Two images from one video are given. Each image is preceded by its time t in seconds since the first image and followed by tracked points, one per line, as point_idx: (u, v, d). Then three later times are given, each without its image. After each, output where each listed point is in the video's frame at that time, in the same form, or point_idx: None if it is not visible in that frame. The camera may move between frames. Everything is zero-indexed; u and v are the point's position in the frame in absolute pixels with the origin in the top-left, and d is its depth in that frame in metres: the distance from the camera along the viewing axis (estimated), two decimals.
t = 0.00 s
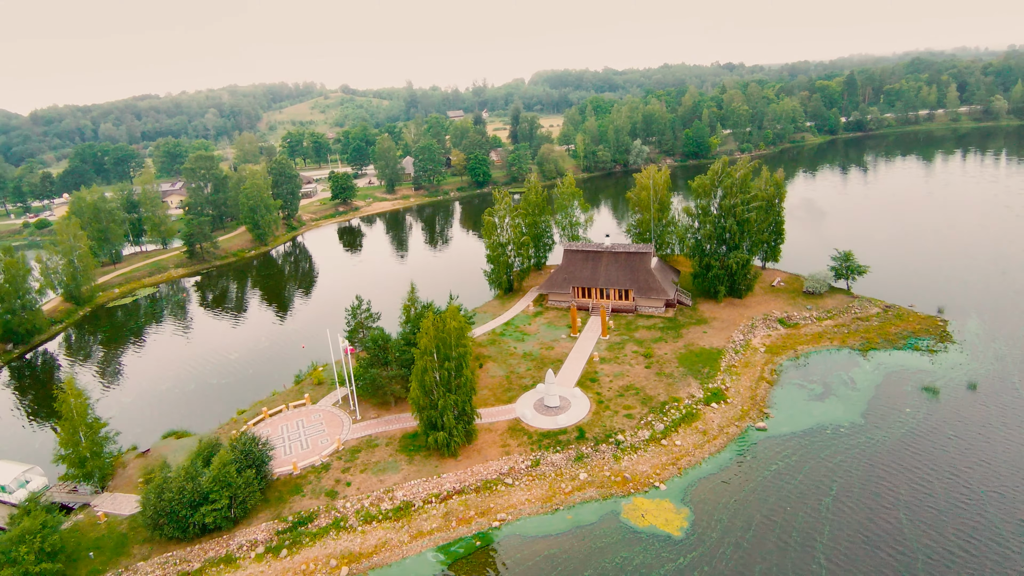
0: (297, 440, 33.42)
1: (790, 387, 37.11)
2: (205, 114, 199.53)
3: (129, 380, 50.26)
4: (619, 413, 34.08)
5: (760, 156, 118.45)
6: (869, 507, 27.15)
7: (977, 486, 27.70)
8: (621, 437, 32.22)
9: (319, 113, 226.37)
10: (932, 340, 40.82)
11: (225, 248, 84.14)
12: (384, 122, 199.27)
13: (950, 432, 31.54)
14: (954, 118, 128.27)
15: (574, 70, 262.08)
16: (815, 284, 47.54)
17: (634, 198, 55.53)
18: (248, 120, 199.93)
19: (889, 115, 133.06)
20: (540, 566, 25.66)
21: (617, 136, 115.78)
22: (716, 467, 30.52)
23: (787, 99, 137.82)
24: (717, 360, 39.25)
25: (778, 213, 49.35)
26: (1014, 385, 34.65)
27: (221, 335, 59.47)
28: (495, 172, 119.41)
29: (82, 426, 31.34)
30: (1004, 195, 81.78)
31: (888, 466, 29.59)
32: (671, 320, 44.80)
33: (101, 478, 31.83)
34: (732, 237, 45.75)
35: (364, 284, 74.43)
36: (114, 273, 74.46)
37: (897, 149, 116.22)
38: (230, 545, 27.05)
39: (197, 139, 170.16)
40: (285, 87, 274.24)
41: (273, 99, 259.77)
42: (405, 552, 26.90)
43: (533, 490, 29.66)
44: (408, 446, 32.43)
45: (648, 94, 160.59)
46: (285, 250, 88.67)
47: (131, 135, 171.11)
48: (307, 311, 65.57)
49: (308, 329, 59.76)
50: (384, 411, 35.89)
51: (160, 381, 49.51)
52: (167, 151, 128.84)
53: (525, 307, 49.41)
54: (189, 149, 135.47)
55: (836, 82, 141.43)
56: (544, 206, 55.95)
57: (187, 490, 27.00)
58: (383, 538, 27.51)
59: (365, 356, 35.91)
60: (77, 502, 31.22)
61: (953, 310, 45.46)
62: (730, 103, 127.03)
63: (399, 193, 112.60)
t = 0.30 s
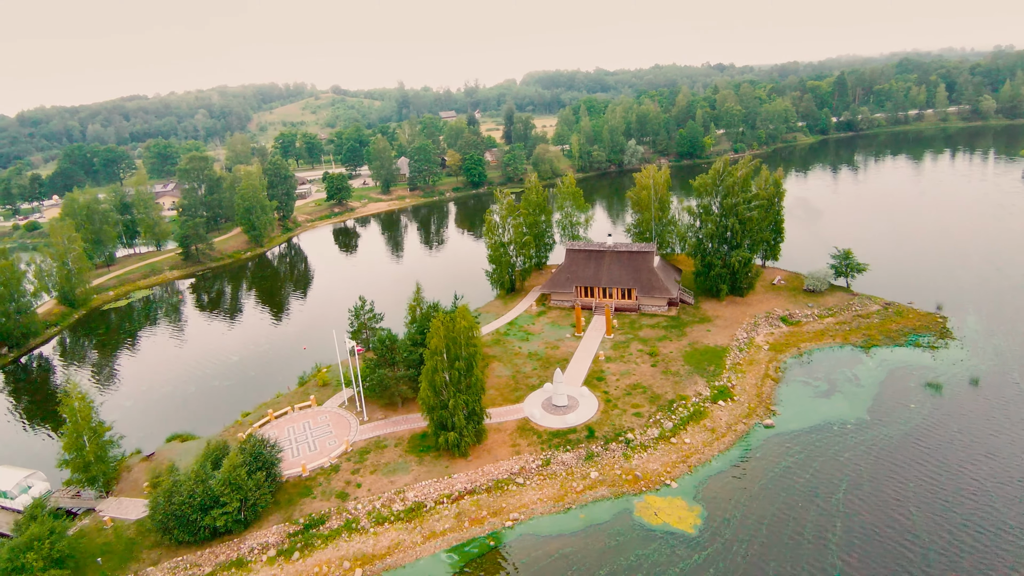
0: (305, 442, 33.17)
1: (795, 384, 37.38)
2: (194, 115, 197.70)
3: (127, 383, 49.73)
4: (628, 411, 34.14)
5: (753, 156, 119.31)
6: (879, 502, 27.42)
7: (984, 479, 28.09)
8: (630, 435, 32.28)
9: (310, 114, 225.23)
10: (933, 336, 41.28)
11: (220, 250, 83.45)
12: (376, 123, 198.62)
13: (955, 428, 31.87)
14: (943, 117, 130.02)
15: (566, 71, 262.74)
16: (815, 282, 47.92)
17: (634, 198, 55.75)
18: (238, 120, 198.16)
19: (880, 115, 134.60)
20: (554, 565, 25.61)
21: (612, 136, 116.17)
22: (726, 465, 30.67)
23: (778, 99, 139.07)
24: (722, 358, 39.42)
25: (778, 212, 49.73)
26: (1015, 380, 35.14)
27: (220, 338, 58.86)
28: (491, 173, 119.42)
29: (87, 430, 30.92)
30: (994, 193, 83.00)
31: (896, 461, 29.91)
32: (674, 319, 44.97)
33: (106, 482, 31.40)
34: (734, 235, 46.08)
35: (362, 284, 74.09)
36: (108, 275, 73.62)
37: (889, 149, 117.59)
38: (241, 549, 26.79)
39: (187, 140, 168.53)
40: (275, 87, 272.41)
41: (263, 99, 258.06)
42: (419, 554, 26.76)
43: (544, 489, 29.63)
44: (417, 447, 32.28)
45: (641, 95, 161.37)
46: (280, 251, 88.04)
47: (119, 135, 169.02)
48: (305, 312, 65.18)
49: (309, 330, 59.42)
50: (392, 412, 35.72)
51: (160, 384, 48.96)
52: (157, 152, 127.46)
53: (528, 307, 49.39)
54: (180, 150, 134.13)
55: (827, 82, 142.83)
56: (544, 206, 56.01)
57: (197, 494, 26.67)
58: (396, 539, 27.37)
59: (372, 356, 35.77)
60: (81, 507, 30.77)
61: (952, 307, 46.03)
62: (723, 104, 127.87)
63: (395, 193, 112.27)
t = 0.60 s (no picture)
0: (313, 443, 32.95)
1: (801, 381, 37.63)
2: (185, 115, 196.18)
3: (128, 386, 49.15)
4: (637, 410, 34.19)
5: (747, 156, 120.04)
6: (890, 498, 27.64)
7: (992, 474, 28.40)
8: (641, 434, 32.33)
9: (302, 114, 224.10)
10: (935, 333, 41.69)
11: (216, 251, 82.83)
12: (369, 124, 198.04)
13: (961, 424, 32.19)
14: (934, 117, 131.47)
15: (559, 72, 263.25)
16: (817, 280, 48.20)
17: (635, 197, 55.95)
18: (230, 121, 196.80)
19: (871, 116, 135.93)
20: (569, 565, 25.53)
21: (608, 136, 116.53)
22: (737, 462, 30.80)
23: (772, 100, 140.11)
24: (728, 356, 39.60)
25: (780, 211, 50.01)
26: (1018, 376, 35.52)
27: (221, 339, 58.30)
28: (487, 173, 119.37)
29: (93, 434, 30.59)
30: (987, 192, 84.05)
31: (904, 457, 30.18)
32: (679, 317, 45.15)
33: (112, 487, 30.99)
34: (737, 234, 46.35)
35: (361, 285, 73.80)
36: (104, 278, 72.94)
37: (881, 148, 118.74)
38: (253, 551, 26.51)
39: (178, 142, 167.12)
40: (266, 88, 270.64)
41: (254, 100, 256.35)
42: (433, 554, 26.65)
43: (557, 489, 29.61)
44: (428, 448, 32.17)
45: (635, 95, 162.02)
46: (276, 252, 87.45)
47: (109, 137, 167.30)
48: (304, 313, 64.77)
49: (310, 331, 59.05)
50: (400, 412, 35.56)
51: (162, 387, 48.43)
52: (149, 153, 126.25)
53: (531, 307, 49.38)
54: (172, 151, 132.97)
55: (819, 82, 144.00)
56: (546, 206, 56.05)
57: (209, 497, 26.39)
58: (410, 541, 27.23)
59: (380, 357, 35.62)
60: (87, 512, 30.36)
61: (952, 304, 46.52)
62: (717, 104, 128.59)
63: (391, 194, 111.88)
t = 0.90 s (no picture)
0: (320, 444, 32.75)
1: (806, 379, 37.80)
2: (179, 116, 194.77)
3: (129, 388, 48.73)
4: (644, 409, 34.19)
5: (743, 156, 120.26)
6: (899, 494, 27.81)
7: (998, 469, 28.59)
8: (649, 433, 32.35)
9: (296, 115, 223.36)
10: (937, 331, 41.97)
11: (214, 253, 82.37)
12: (364, 125, 197.47)
13: (966, 420, 32.42)
14: (927, 117, 132.54)
15: (553, 72, 263.46)
16: (818, 279, 48.43)
17: (636, 197, 56.08)
18: (223, 122, 195.64)
19: (866, 116, 136.84)
20: (582, 565, 25.49)
21: (604, 136, 116.78)
22: (745, 460, 30.90)
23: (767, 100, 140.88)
24: (733, 355, 39.73)
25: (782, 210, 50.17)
26: (1020, 373, 35.76)
27: (222, 341, 57.79)
28: (484, 174, 119.30)
29: (98, 437, 30.33)
30: (982, 191, 84.77)
31: (912, 454, 30.36)
32: (682, 316, 45.24)
33: (117, 490, 30.66)
34: (740, 234, 46.51)
35: (362, 286, 73.53)
36: (101, 279, 72.38)
37: (876, 148, 119.56)
38: (264, 554, 26.30)
39: (172, 143, 165.93)
40: (259, 88, 269.29)
41: (248, 101, 255.01)
42: (445, 555, 26.55)
43: (567, 488, 29.60)
44: (436, 448, 32.07)
45: (631, 96, 162.37)
46: (275, 253, 87.05)
47: (101, 138, 165.94)
48: (304, 313, 64.43)
49: (312, 331, 58.69)
50: (407, 413, 35.44)
51: (164, 389, 47.92)
52: (143, 154, 125.33)
53: (535, 307, 49.32)
54: (166, 152, 132.05)
55: (814, 83, 144.93)
56: (547, 205, 56.06)
57: (219, 499, 26.16)
58: (421, 541, 27.13)
59: (387, 358, 35.49)
60: (93, 515, 30.05)
61: (952, 302, 46.89)
62: (713, 104, 129.05)
63: (389, 194, 111.59)
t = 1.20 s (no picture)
0: (329, 446, 32.54)
1: (812, 377, 38.02)
2: (170, 117, 192.97)
3: (130, 390, 48.21)
4: (654, 408, 34.26)
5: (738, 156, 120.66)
6: (910, 489, 28.02)
7: (1006, 464, 28.85)
8: (660, 431, 32.40)
9: (289, 116, 222.05)
10: (939, 328, 42.33)
11: (211, 254, 81.76)
12: (358, 126, 196.79)
13: (972, 415, 32.71)
14: (919, 117, 133.89)
15: (547, 73, 263.78)
16: (819, 277, 48.67)
17: (638, 196, 56.22)
18: (215, 123, 194.09)
19: (858, 116, 138.03)
20: (599, 564, 25.48)
21: (601, 136, 117.05)
22: (756, 458, 31.02)
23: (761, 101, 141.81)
24: (739, 353, 39.90)
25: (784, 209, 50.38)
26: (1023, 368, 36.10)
27: (224, 343, 57.20)
28: (481, 174, 119.22)
29: (105, 441, 29.97)
30: (975, 189, 85.72)
31: (920, 450, 30.60)
32: (687, 315, 45.37)
33: (124, 494, 30.30)
34: (743, 233, 46.73)
35: (362, 287, 73.16)
36: (97, 281, 71.64)
37: (869, 148, 120.62)
38: (277, 557, 26.07)
39: (164, 144, 164.48)
40: (251, 89, 267.42)
41: (240, 102, 253.27)
42: (460, 556, 26.46)
43: (579, 487, 29.59)
44: (447, 448, 31.94)
45: (627, 96, 162.87)
46: (272, 255, 86.45)
47: (91, 139, 164.02)
48: (305, 315, 64.00)
49: (313, 332, 58.23)
50: (415, 414, 35.27)
51: (166, 392, 47.33)
52: (136, 155, 124.14)
53: (539, 307, 49.27)
54: (159, 153, 130.89)
55: (807, 83, 146.08)
56: (550, 205, 56.04)
57: (232, 502, 25.93)
58: (436, 542, 27.01)
59: (395, 358, 35.36)
60: (100, 520, 29.68)
61: (952, 300, 47.34)
62: (708, 104, 129.67)
63: (385, 195, 111.17)
